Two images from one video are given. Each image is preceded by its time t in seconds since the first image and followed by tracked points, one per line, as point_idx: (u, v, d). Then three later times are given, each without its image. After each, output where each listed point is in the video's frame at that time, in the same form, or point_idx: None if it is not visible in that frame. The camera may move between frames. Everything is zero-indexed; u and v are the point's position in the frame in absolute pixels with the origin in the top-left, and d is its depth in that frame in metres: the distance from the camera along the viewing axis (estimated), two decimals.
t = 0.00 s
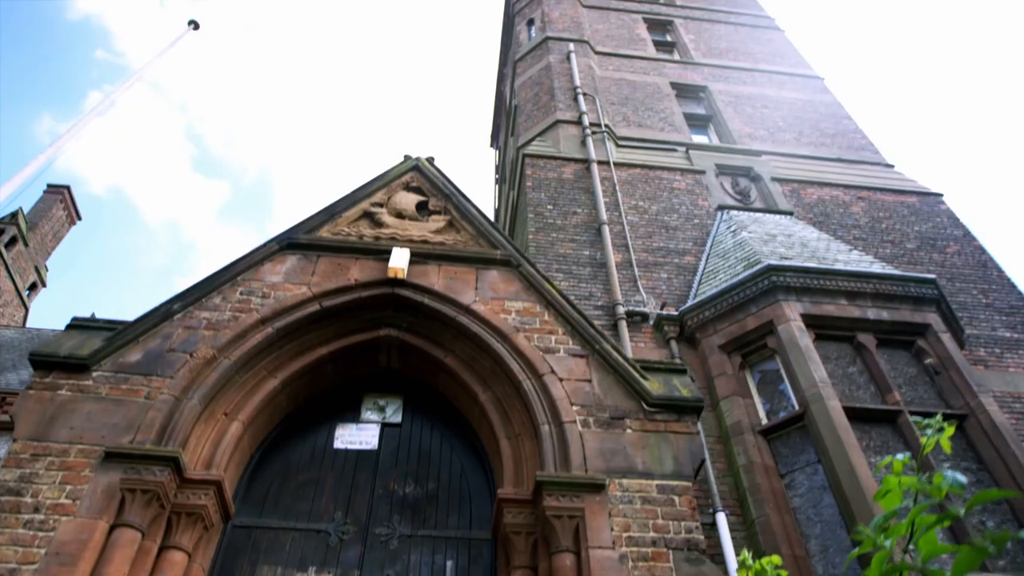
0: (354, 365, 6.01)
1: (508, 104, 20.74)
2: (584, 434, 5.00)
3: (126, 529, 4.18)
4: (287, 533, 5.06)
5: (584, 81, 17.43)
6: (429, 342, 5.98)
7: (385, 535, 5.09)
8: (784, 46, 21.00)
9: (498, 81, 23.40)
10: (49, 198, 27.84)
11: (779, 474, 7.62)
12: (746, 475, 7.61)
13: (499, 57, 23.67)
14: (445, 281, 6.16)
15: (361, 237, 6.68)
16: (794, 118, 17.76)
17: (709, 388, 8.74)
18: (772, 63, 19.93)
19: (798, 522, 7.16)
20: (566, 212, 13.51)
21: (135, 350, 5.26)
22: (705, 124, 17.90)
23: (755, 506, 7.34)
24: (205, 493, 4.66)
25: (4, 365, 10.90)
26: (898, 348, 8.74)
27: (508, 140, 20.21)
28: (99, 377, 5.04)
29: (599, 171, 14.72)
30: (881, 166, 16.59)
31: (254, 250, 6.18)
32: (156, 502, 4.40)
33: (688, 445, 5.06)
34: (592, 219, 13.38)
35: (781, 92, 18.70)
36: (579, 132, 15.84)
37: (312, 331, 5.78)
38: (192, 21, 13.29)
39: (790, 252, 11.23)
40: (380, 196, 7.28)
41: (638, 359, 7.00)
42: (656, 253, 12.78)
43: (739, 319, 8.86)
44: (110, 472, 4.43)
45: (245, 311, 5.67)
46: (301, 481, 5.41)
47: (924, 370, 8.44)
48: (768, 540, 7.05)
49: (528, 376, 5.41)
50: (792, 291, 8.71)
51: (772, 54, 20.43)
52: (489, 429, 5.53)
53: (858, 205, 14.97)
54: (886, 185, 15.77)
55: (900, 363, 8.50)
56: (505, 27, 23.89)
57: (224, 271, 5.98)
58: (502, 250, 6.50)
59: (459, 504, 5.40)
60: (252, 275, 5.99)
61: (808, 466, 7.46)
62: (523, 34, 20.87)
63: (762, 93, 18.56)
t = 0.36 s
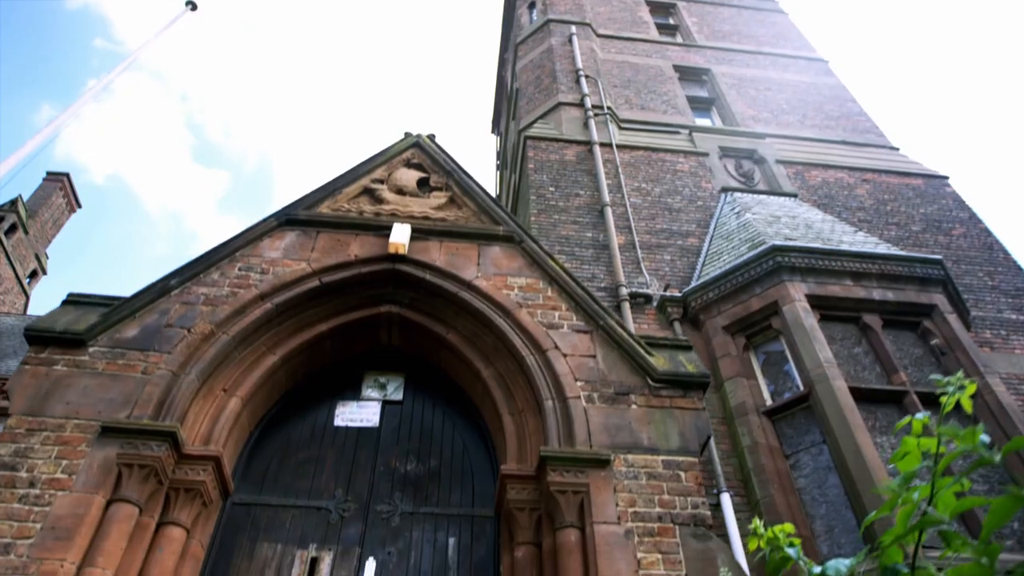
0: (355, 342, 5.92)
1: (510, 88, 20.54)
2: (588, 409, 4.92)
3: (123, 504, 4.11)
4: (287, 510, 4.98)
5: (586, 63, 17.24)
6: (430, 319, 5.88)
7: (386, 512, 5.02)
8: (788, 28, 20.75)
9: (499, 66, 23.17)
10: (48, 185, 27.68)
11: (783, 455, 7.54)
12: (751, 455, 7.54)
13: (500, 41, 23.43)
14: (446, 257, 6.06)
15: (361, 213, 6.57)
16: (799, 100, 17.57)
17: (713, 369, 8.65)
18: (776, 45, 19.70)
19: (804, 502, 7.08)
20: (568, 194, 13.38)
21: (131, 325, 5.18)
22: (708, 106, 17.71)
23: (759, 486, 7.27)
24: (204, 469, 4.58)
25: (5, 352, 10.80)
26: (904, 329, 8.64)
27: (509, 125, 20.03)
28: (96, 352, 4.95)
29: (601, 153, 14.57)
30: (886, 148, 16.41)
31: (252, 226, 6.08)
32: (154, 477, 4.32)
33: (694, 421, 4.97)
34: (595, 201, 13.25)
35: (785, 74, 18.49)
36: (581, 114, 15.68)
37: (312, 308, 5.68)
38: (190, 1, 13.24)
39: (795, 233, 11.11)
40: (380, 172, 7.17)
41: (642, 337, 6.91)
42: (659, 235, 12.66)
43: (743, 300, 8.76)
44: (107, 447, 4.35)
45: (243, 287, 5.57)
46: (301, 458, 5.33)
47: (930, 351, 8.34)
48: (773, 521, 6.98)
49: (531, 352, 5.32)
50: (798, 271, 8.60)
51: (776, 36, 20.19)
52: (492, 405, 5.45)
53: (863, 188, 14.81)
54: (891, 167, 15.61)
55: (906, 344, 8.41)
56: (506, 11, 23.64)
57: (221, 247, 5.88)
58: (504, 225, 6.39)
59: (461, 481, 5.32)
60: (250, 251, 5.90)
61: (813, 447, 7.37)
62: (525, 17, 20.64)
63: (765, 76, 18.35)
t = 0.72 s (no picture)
0: (355, 319, 5.83)
1: (511, 72, 20.31)
2: (593, 386, 4.83)
3: (119, 480, 4.03)
4: (287, 488, 4.90)
5: (588, 45, 17.03)
6: (432, 296, 5.78)
7: (388, 491, 4.94)
8: (792, 10, 20.50)
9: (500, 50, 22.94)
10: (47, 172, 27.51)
11: (788, 437, 7.45)
12: (755, 437, 7.46)
13: (501, 25, 23.18)
14: (447, 233, 5.95)
15: (362, 190, 6.46)
16: (803, 83, 17.37)
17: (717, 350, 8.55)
18: (780, 28, 19.47)
19: (809, 483, 7.00)
20: (570, 176, 13.24)
21: (128, 301, 5.09)
22: (711, 89, 17.52)
23: (764, 468, 7.19)
24: (202, 445, 4.49)
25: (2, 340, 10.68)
26: (910, 311, 8.54)
27: (510, 109, 19.83)
28: (91, 328, 4.87)
29: (604, 136, 14.41)
30: (891, 131, 16.24)
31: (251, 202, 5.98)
32: (151, 453, 4.24)
33: (700, 397, 4.89)
34: (597, 183, 13.10)
35: (789, 57, 18.27)
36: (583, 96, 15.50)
37: (311, 284, 5.59)
38: None
39: (800, 215, 10.98)
40: (380, 149, 7.04)
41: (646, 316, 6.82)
42: (662, 217, 12.54)
43: (748, 281, 8.66)
44: (103, 423, 4.27)
45: (242, 263, 5.48)
46: (302, 436, 5.24)
47: (937, 333, 8.25)
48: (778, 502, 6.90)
49: (535, 328, 5.23)
50: (803, 252, 8.49)
51: (780, 18, 19.95)
52: (495, 382, 5.36)
53: (868, 170, 14.66)
54: (897, 150, 15.44)
55: (912, 326, 8.31)
56: None
57: (219, 223, 5.78)
58: (507, 202, 6.28)
59: (464, 459, 5.23)
60: (249, 227, 5.80)
61: (818, 429, 7.28)
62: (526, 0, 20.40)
63: (769, 58, 18.14)
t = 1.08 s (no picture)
0: (356, 296, 5.73)
1: (513, 54, 20.08)
2: (599, 362, 4.74)
3: (116, 457, 3.95)
4: (288, 467, 4.81)
5: (590, 26, 16.80)
6: (434, 273, 5.68)
7: (390, 469, 4.85)
8: None
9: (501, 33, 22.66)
10: (46, 157, 27.32)
11: (794, 418, 7.35)
12: (760, 418, 7.35)
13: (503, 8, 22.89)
14: (450, 209, 5.85)
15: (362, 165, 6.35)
16: (808, 64, 17.15)
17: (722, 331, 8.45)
18: (784, 9, 19.21)
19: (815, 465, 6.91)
20: (573, 157, 13.09)
21: (124, 278, 4.99)
22: (715, 71, 17.31)
23: (769, 449, 7.10)
24: (201, 422, 4.41)
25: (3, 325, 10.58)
26: (916, 292, 8.43)
27: (512, 92, 19.61)
28: (87, 304, 4.77)
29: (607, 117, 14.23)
30: (897, 113, 16.04)
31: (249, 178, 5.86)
32: (148, 430, 4.16)
33: (708, 374, 4.81)
34: (600, 163, 12.95)
35: (794, 38, 18.04)
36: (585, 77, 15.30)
37: (311, 260, 5.48)
38: None
39: (805, 195, 10.84)
40: (381, 125, 6.92)
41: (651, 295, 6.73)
42: (666, 198, 12.41)
43: (753, 261, 8.54)
44: (99, 400, 4.19)
45: (241, 239, 5.38)
46: (302, 414, 5.16)
47: (944, 314, 8.15)
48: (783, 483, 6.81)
49: (539, 304, 5.13)
50: (809, 233, 8.38)
51: None
52: (498, 360, 5.26)
53: (874, 152, 14.49)
54: (903, 131, 15.26)
55: (918, 307, 8.20)
56: None
57: (217, 199, 5.68)
58: (510, 177, 6.17)
59: (467, 437, 5.13)
60: (248, 203, 5.70)
61: (824, 410, 7.18)
62: None
63: (774, 40, 17.90)
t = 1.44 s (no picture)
0: (357, 271, 5.62)
1: (514, 33, 19.79)
2: (604, 335, 4.65)
3: (113, 431, 3.87)
4: (288, 443, 4.73)
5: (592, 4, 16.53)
6: (435, 247, 5.57)
7: (392, 445, 4.76)
8: None
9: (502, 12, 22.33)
10: (44, 140, 27.08)
11: (799, 396, 7.24)
12: (765, 396, 7.24)
13: None
14: (452, 181, 5.73)
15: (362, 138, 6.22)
16: (813, 42, 16.89)
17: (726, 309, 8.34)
18: None
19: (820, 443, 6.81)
20: (575, 136, 12.91)
21: (120, 251, 4.89)
22: (719, 50, 17.05)
23: (774, 428, 7.00)
24: (199, 396, 4.33)
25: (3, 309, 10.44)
26: (923, 270, 8.31)
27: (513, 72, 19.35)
28: (82, 278, 4.67)
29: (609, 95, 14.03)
30: (903, 91, 15.81)
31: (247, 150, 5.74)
32: (145, 403, 4.07)
33: (715, 347, 4.72)
34: (603, 142, 12.78)
35: (799, 16, 17.75)
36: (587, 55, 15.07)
37: (310, 234, 5.37)
38: None
39: (811, 173, 10.68)
40: (381, 97, 6.77)
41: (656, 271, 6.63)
42: (669, 176, 12.26)
43: (759, 238, 8.41)
44: (95, 373, 4.10)
45: (239, 211, 5.27)
46: (302, 390, 5.07)
47: (951, 293, 8.03)
48: (788, 462, 6.72)
49: (543, 277, 5.03)
50: (815, 211, 8.23)
51: None
52: (502, 334, 5.16)
53: (880, 130, 14.29)
54: (909, 109, 15.05)
55: (925, 285, 8.07)
56: None
57: (214, 171, 5.56)
58: (513, 150, 6.04)
59: (470, 413, 5.04)
60: (245, 176, 5.59)
61: (830, 388, 7.07)
62: None
63: (778, 18, 17.62)
